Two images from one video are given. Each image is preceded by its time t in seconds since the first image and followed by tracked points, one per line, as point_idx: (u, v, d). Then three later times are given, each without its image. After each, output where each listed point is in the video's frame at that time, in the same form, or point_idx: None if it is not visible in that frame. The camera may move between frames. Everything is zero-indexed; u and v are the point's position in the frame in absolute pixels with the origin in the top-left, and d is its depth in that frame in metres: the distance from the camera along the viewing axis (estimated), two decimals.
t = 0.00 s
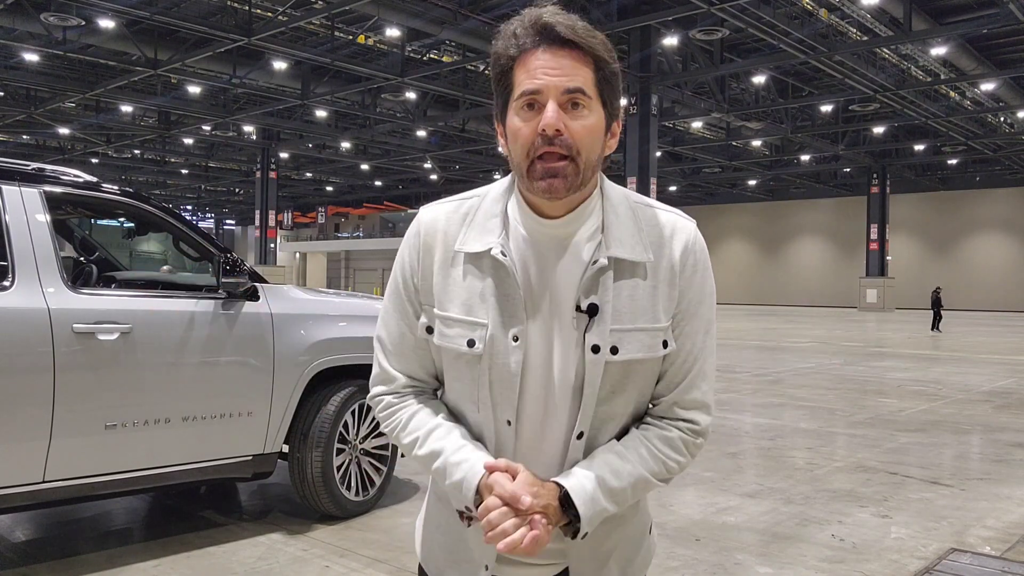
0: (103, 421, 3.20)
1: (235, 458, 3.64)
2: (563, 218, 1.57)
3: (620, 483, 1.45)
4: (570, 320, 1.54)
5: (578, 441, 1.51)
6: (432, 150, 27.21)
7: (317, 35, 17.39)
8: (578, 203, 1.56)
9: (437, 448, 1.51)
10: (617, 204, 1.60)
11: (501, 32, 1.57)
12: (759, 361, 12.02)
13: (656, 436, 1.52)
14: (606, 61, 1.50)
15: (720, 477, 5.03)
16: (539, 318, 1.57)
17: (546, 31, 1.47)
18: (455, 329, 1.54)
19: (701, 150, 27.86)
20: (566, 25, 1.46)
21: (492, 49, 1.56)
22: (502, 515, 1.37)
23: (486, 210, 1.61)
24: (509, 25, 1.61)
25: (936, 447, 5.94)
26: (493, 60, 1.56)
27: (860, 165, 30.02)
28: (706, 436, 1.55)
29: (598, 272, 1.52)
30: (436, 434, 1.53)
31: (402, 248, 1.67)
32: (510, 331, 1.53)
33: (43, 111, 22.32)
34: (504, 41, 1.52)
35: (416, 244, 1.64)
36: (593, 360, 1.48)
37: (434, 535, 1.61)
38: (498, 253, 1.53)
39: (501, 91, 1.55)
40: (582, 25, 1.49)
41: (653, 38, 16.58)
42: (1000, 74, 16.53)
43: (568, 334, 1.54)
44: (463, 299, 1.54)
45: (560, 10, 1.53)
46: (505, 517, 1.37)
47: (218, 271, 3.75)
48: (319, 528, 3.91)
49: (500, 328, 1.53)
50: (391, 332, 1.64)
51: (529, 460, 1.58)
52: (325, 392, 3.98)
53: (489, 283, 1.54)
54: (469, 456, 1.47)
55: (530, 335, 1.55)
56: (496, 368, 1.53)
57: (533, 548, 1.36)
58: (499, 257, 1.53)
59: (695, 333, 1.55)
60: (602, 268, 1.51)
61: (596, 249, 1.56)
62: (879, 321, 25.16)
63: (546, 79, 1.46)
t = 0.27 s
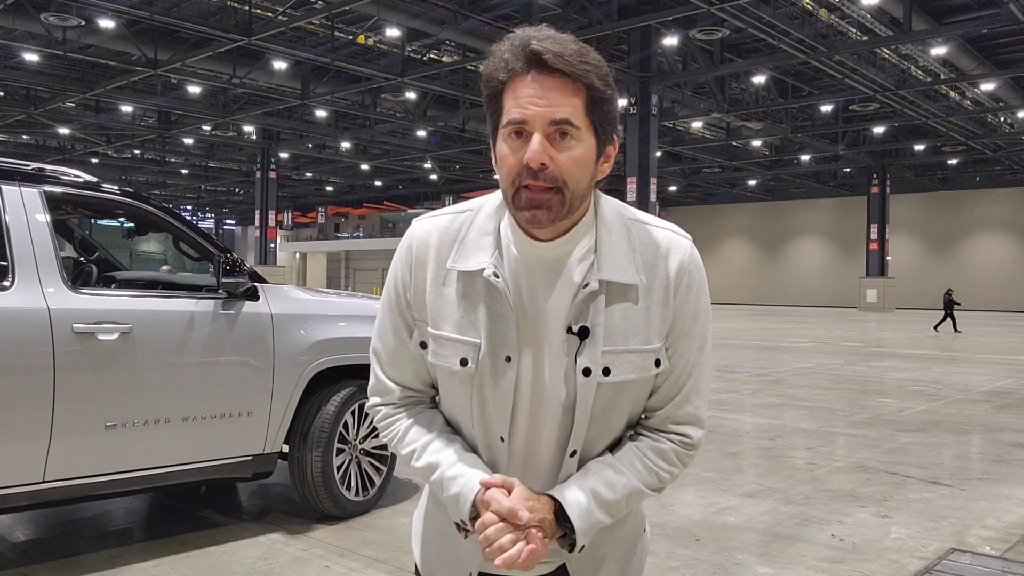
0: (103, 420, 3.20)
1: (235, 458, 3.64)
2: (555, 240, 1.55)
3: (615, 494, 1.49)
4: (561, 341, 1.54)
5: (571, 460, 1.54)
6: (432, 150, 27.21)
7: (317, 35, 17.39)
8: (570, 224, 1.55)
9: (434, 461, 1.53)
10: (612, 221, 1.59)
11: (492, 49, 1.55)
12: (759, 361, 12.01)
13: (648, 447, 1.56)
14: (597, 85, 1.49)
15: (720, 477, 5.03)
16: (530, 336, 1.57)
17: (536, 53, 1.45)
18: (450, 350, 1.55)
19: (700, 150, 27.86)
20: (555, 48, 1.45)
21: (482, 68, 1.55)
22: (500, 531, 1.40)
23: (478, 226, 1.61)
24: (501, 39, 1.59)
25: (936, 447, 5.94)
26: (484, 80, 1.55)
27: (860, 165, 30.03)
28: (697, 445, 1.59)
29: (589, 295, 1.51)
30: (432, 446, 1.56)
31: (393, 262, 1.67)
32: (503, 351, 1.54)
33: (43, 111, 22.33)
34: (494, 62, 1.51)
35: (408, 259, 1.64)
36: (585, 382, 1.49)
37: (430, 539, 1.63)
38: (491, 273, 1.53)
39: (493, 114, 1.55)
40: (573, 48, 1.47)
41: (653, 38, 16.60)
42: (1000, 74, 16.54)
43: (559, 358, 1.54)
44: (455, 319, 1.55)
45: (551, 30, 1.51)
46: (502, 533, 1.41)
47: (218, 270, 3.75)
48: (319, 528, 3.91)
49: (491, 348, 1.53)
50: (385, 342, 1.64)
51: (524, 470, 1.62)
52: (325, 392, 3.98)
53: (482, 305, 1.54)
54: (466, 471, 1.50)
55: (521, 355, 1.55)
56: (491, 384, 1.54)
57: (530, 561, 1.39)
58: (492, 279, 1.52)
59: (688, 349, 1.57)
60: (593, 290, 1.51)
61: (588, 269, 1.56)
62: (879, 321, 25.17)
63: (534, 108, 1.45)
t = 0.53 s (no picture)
0: (102, 420, 3.20)
1: (235, 458, 3.64)
2: (555, 251, 1.55)
3: (616, 498, 1.50)
4: (562, 349, 1.54)
5: (572, 465, 1.56)
6: (432, 150, 27.23)
7: (317, 35, 17.40)
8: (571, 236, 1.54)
9: (437, 469, 1.53)
10: (610, 227, 1.58)
11: (488, 62, 1.54)
12: (759, 361, 12.01)
13: (647, 449, 1.57)
14: (597, 101, 1.49)
15: (720, 477, 5.03)
16: (530, 345, 1.56)
17: (534, 70, 1.44)
18: (450, 359, 1.54)
19: (701, 150, 27.87)
20: (554, 65, 1.44)
21: (479, 83, 1.54)
22: (508, 539, 1.40)
23: (476, 236, 1.60)
24: (496, 52, 1.58)
25: (936, 447, 5.94)
26: (482, 95, 1.53)
27: (860, 165, 30.03)
28: (695, 447, 1.60)
29: (589, 305, 1.51)
30: (434, 454, 1.56)
31: (390, 270, 1.65)
32: (503, 360, 1.53)
33: (43, 111, 22.34)
34: (492, 78, 1.50)
35: (406, 269, 1.62)
36: (586, 391, 1.50)
37: (428, 543, 1.63)
38: (491, 285, 1.52)
39: (492, 129, 1.54)
40: (572, 64, 1.47)
41: (653, 38, 16.61)
42: (1000, 74, 16.53)
43: (559, 367, 1.54)
44: (456, 329, 1.55)
45: (549, 44, 1.50)
46: (510, 540, 1.40)
47: (218, 271, 3.75)
48: (319, 528, 3.91)
49: (491, 358, 1.53)
50: (383, 351, 1.63)
51: (525, 474, 1.63)
52: (324, 392, 3.98)
53: (482, 315, 1.53)
54: (469, 479, 1.49)
55: (521, 364, 1.55)
56: (491, 393, 1.54)
57: (538, 568, 1.40)
58: (492, 291, 1.52)
59: (686, 354, 1.57)
60: (593, 300, 1.51)
61: (587, 279, 1.55)
62: (879, 320, 25.17)
63: (536, 124, 1.45)
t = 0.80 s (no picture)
0: (102, 421, 3.20)
1: (235, 458, 3.64)
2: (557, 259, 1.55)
3: (619, 501, 1.50)
4: (563, 355, 1.55)
5: (574, 470, 1.56)
6: (432, 150, 27.23)
7: (317, 35, 17.39)
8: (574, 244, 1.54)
9: (438, 473, 1.53)
10: (612, 232, 1.58)
11: (491, 68, 1.54)
12: (759, 361, 12.01)
13: (648, 453, 1.57)
14: (600, 110, 1.48)
15: (720, 477, 5.03)
16: (533, 350, 1.56)
17: (536, 79, 1.44)
18: (452, 364, 1.55)
19: (701, 150, 27.87)
20: (557, 74, 1.44)
21: (481, 91, 1.54)
22: (510, 544, 1.40)
23: (479, 241, 1.60)
24: (498, 59, 1.58)
25: (936, 447, 5.94)
26: (484, 103, 1.53)
27: (860, 165, 30.04)
28: (695, 450, 1.60)
29: (592, 312, 1.52)
30: (435, 459, 1.56)
31: (392, 274, 1.65)
32: (506, 365, 1.53)
33: (43, 111, 22.34)
34: (494, 86, 1.50)
35: (408, 274, 1.62)
36: (588, 397, 1.50)
37: (427, 544, 1.62)
38: (494, 291, 1.52)
39: (496, 137, 1.53)
40: (574, 72, 1.46)
41: (653, 38, 16.60)
42: (999, 74, 16.54)
43: (561, 372, 1.54)
44: (458, 334, 1.55)
45: (551, 51, 1.50)
46: (513, 545, 1.40)
47: (218, 271, 3.76)
48: (319, 528, 3.91)
49: (492, 363, 1.53)
50: (385, 354, 1.63)
51: (526, 477, 1.63)
52: (325, 392, 3.98)
53: (485, 321, 1.54)
54: (471, 484, 1.49)
55: (523, 369, 1.55)
56: (493, 398, 1.54)
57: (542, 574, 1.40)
58: (495, 296, 1.52)
59: (686, 359, 1.57)
60: (596, 307, 1.51)
61: (590, 286, 1.55)
62: (879, 320, 25.16)
63: (537, 135, 1.45)
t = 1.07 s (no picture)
0: (102, 421, 3.20)
1: (235, 458, 3.64)
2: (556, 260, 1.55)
3: (620, 502, 1.50)
4: (564, 355, 1.55)
5: (574, 470, 1.56)
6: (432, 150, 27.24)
7: (316, 35, 17.40)
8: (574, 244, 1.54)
9: (439, 472, 1.53)
10: (612, 232, 1.59)
11: (487, 72, 1.54)
12: (759, 361, 12.01)
13: (648, 453, 1.57)
14: (598, 112, 1.48)
15: (720, 477, 5.03)
16: (534, 351, 1.56)
17: (533, 81, 1.44)
18: (453, 365, 1.55)
19: (701, 150, 27.88)
20: (553, 76, 1.44)
21: (480, 92, 1.54)
22: (510, 542, 1.40)
23: (480, 241, 1.59)
24: (497, 60, 1.58)
25: (936, 447, 5.94)
26: (482, 104, 1.53)
27: (860, 165, 30.04)
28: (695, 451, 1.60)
29: (592, 312, 1.51)
30: (435, 458, 1.56)
31: (392, 275, 1.66)
32: (507, 366, 1.53)
33: (43, 111, 22.33)
34: (492, 87, 1.50)
35: (408, 274, 1.62)
36: (588, 397, 1.50)
37: (427, 544, 1.62)
38: (494, 291, 1.52)
39: (494, 138, 1.54)
40: (572, 74, 1.46)
41: (653, 38, 16.59)
42: (999, 74, 16.54)
43: (561, 373, 1.55)
44: (458, 334, 1.55)
45: (549, 53, 1.50)
46: (513, 544, 1.40)
47: (218, 271, 3.76)
48: (319, 527, 3.91)
49: (493, 363, 1.53)
50: (386, 354, 1.63)
51: (526, 477, 1.63)
52: (325, 392, 3.98)
53: (486, 322, 1.54)
54: (471, 483, 1.49)
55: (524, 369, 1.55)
56: (494, 399, 1.54)
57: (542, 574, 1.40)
58: (495, 297, 1.52)
59: (686, 360, 1.57)
60: (596, 308, 1.51)
61: (590, 286, 1.55)
62: (878, 320, 25.17)
63: (534, 135, 1.45)
